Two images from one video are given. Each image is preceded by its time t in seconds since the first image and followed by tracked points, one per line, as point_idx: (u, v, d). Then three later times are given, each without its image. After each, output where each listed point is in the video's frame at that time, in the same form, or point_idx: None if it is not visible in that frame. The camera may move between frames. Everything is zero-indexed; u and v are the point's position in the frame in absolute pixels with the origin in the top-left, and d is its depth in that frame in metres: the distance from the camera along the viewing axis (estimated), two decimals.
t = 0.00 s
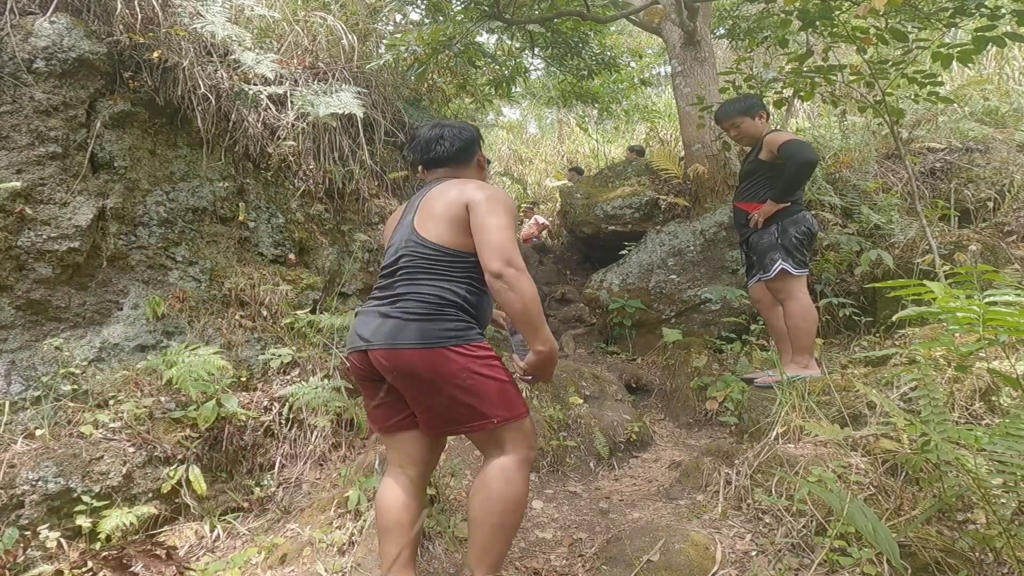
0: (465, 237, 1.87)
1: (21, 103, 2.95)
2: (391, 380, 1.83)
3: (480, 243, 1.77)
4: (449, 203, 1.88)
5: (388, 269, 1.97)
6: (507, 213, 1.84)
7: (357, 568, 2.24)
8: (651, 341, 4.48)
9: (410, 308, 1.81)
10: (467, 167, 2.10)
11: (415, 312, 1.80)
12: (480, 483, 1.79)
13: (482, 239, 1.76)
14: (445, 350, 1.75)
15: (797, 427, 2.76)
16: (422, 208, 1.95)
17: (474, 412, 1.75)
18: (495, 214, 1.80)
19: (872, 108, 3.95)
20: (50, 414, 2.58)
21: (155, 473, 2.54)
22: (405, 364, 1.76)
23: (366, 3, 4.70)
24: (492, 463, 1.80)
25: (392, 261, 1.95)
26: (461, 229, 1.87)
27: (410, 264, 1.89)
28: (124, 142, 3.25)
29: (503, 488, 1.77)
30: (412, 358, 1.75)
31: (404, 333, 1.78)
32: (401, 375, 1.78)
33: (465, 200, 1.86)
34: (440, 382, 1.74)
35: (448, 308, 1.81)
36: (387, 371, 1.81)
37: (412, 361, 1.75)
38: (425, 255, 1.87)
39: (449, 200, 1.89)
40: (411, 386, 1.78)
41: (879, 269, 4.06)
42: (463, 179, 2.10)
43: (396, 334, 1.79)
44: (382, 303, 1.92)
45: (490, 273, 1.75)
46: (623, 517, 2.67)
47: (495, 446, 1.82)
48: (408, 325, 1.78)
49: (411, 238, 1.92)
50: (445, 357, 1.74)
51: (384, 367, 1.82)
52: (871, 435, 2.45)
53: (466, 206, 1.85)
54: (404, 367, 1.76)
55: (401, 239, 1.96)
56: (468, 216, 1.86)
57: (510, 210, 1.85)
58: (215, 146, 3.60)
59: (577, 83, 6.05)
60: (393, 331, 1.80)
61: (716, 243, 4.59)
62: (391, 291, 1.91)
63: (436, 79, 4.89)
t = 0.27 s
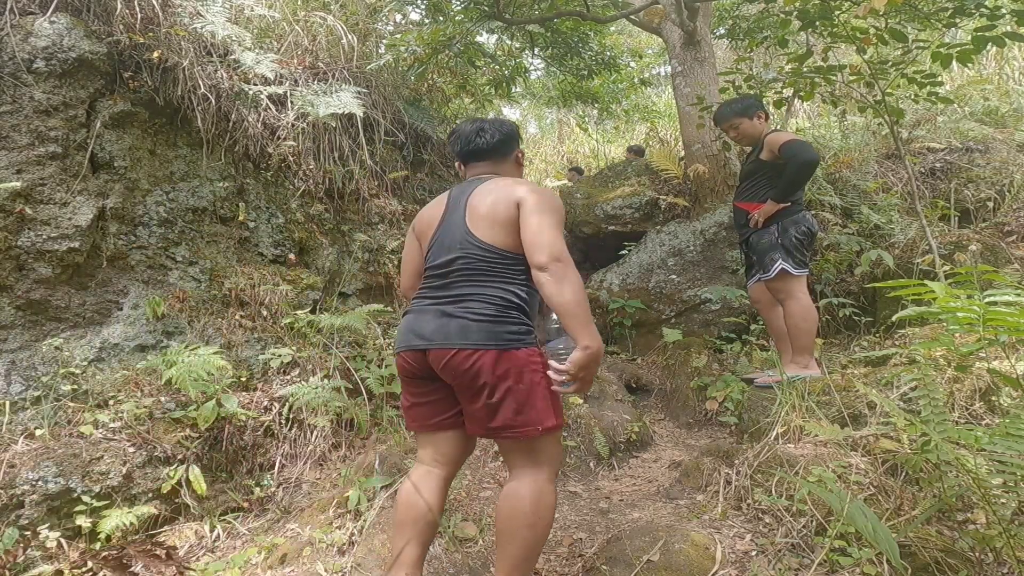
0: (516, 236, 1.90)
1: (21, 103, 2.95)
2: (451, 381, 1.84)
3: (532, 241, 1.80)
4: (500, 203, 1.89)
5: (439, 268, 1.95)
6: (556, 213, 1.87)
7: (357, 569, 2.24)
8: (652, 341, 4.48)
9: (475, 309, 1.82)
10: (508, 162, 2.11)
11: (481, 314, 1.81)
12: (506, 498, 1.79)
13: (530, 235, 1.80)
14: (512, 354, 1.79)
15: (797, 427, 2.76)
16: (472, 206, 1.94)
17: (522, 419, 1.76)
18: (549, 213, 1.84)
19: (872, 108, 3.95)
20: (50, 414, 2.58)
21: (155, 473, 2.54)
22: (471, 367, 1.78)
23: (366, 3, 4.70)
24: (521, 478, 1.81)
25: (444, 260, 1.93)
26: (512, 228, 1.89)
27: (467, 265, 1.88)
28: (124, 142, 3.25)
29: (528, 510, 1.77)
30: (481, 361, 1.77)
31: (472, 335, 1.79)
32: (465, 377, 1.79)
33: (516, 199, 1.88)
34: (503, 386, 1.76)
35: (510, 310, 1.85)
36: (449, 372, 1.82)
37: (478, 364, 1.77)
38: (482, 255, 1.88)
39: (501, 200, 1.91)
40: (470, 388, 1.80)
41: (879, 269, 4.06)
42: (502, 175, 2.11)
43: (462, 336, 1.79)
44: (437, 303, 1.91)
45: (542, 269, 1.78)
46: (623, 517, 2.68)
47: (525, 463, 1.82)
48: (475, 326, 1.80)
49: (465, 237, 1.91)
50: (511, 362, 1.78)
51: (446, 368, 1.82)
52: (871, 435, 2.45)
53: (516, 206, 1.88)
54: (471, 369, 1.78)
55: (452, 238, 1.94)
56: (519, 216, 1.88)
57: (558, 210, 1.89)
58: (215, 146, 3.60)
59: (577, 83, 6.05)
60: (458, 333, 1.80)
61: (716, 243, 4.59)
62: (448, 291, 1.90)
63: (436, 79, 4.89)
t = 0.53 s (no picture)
0: (566, 233, 1.93)
1: (21, 103, 2.95)
2: (496, 376, 1.86)
3: (590, 240, 1.85)
4: (552, 200, 1.91)
5: (486, 262, 1.95)
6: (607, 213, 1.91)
7: (357, 569, 2.24)
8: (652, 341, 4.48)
9: (525, 305, 1.84)
10: (552, 157, 2.14)
11: (530, 310, 1.83)
12: (514, 496, 1.80)
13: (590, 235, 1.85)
14: (559, 351, 1.82)
15: (797, 427, 2.76)
16: (521, 201, 1.95)
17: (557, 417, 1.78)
18: (601, 213, 1.87)
19: (872, 108, 3.95)
20: (50, 414, 2.58)
21: (155, 473, 2.54)
22: (517, 363, 1.79)
23: (366, 3, 4.69)
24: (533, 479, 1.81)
25: (493, 254, 1.93)
26: (564, 225, 1.92)
27: (517, 260, 1.90)
28: (124, 142, 3.25)
29: (531, 512, 1.77)
30: (529, 357, 1.79)
31: (520, 330, 1.81)
32: (511, 372, 1.81)
33: (569, 198, 1.92)
34: (546, 383, 1.78)
35: (557, 308, 1.87)
36: (495, 367, 1.83)
37: (525, 360, 1.79)
38: (532, 251, 1.90)
39: (552, 196, 1.93)
40: (513, 383, 1.82)
41: (879, 269, 4.06)
42: (546, 170, 2.14)
43: (511, 332, 1.81)
44: (485, 298, 1.92)
45: (598, 267, 1.83)
46: (623, 517, 2.68)
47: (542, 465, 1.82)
48: (524, 322, 1.82)
49: (515, 233, 1.92)
50: (553, 359, 1.80)
51: (492, 363, 1.84)
52: (871, 435, 2.45)
53: (570, 205, 1.91)
54: (516, 365, 1.79)
55: (501, 233, 1.94)
56: (572, 214, 1.91)
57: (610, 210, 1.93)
58: (215, 146, 3.60)
59: (577, 83, 6.05)
60: (507, 328, 1.82)
61: (716, 243, 4.59)
62: (496, 286, 1.91)
63: (436, 79, 4.88)
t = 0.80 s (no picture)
0: (601, 241, 2.03)
1: (21, 103, 2.95)
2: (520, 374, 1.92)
3: (628, 253, 1.99)
4: (589, 209, 2.00)
5: (516, 262, 2.01)
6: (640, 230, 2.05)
7: (357, 569, 2.25)
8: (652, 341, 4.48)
9: (555, 306, 1.92)
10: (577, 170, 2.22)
11: (558, 311, 1.91)
12: (516, 495, 1.83)
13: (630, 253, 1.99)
14: (580, 352, 1.90)
15: (797, 427, 2.75)
16: (555, 207, 2.02)
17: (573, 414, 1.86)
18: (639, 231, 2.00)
19: (872, 108, 3.95)
20: (50, 414, 2.58)
21: (155, 473, 2.54)
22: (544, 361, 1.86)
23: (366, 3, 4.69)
24: (536, 474, 1.84)
25: (523, 255, 1.99)
26: (599, 233, 2.02)
27: (548, 263, 1.97)
28: (124, 142, 3.25)
29: (532, 511, 1.80)
30: (555, 357, 1.86)
31: (546, 329, 1.88)
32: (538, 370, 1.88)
33: (606, 209, 2.02)
34: (567, 381, 1.87)
35: (580, 312, 1.96)
36: (517, 364, 1.90)
37: (548, 358, 1.86)
38: (565, 255, 1.98)
39: (589, 205, 2.02)
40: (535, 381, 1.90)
41: (879, 269, 4.07)
42: (570, 181, 2.22)
43: (541, 331, 1.88)
44: (515, 297, 1.99)
45: (637, 283, 2.00)
46: (623, 517, 2.68)
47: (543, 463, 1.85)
48: (553, 322, 1.90)
49: (545, 236, 1.99)
50: (577, 360, 1.88)
51: (514, 360, 1.91)
52: (871, 435, 2.45)
53: (605, 217, 2.01)
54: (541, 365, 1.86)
55: (533, 235, 2.00)
56: (608, 226, 2.02)
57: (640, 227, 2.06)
58: (215, 145, 3.60)
59: (577, 83, 6.05)
60: (536, 327, 1.89)
61: (716, 243, 4.59)
62: (525, 286, 1.98)
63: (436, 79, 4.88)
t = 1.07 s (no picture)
0: (609, 250, 2.11)
1: (21, 103, 2.95)
2: (535, 376, 1.99)
3: (635, 261, 2.09)
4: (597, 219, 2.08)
5: (527, 270, 2.09)
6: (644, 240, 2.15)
7: (358, 569, 2.24)
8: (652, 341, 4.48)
9: (567, 311, 1.99)
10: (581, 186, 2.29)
11: (570, 315, 1.99)
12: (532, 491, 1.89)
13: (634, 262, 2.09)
14: (593, 354, 1.98)
15: (797, 427, 2.75)
16: (564, 217, 2.10)
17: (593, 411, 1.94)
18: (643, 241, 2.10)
19: (872, 108, 3.95)
20: (50, 414, 2.58)
21: (155, 473, 2.54)
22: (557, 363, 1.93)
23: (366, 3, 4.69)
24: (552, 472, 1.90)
25: (535, 264, 2.07)
26: (607, 242, 2.10)
27: (558, 270, 2.04)
28: (123, 142, 3.25)
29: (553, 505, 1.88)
30: (569, 359, 1.93)
31: (560, 333, 1.96)
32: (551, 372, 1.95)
33: (613, 220, 2.12)
34: (582, 383, 1.93)
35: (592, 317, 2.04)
36: (534, 365, 1.97)
37: (564, 360, 1.93)
38: (575, 263, 2.05)
39: (597, 216, 2.11)
40: (550, 383, 1.96)
41: (879, 269, 4.07)
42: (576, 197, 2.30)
43: (553, 334, 1.96)
44: (527, 303, 2.06)
45: (643, 289, 2.11)
46: (623, 517, 2.68)
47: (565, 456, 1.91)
48: (565, 326, 1.97)
49: (555, 245, 2.07)
50: (590, 362, 1.95)
51: (531, 362, 1.98)
52: (871, 435, 2.45)
53: (612, 227, 2.10)
54: (556, 366, 1.93)
55: (543, 245, 2.08)
56: (614, 235, 2.11)
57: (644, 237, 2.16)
58: (215, 146, 3.60)
59: (577, 83, 6.04)
60: (549, 331, 1.96)
61: (716, 243, 4.58)
62: (537, 292, 2.05)
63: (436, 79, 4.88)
